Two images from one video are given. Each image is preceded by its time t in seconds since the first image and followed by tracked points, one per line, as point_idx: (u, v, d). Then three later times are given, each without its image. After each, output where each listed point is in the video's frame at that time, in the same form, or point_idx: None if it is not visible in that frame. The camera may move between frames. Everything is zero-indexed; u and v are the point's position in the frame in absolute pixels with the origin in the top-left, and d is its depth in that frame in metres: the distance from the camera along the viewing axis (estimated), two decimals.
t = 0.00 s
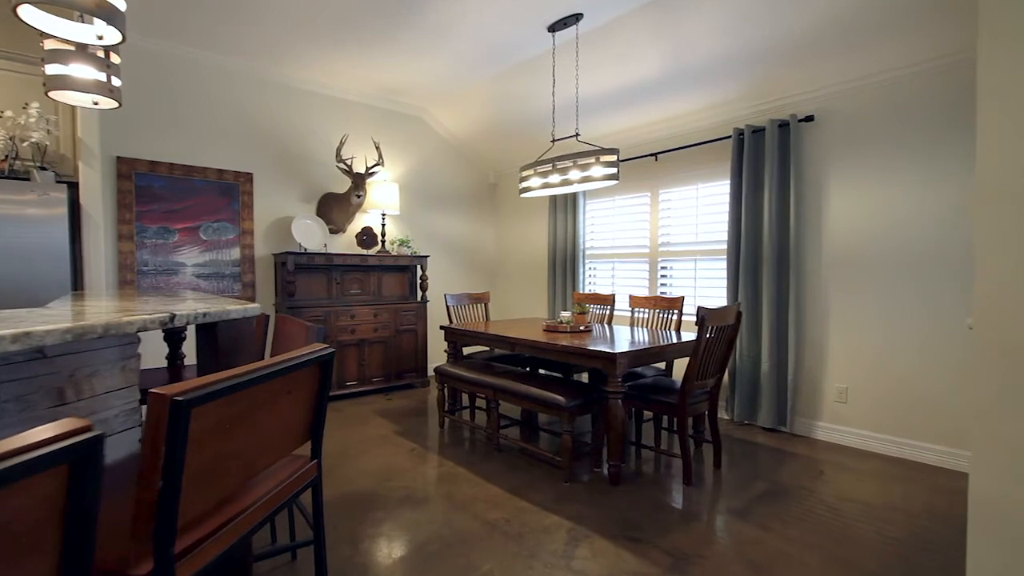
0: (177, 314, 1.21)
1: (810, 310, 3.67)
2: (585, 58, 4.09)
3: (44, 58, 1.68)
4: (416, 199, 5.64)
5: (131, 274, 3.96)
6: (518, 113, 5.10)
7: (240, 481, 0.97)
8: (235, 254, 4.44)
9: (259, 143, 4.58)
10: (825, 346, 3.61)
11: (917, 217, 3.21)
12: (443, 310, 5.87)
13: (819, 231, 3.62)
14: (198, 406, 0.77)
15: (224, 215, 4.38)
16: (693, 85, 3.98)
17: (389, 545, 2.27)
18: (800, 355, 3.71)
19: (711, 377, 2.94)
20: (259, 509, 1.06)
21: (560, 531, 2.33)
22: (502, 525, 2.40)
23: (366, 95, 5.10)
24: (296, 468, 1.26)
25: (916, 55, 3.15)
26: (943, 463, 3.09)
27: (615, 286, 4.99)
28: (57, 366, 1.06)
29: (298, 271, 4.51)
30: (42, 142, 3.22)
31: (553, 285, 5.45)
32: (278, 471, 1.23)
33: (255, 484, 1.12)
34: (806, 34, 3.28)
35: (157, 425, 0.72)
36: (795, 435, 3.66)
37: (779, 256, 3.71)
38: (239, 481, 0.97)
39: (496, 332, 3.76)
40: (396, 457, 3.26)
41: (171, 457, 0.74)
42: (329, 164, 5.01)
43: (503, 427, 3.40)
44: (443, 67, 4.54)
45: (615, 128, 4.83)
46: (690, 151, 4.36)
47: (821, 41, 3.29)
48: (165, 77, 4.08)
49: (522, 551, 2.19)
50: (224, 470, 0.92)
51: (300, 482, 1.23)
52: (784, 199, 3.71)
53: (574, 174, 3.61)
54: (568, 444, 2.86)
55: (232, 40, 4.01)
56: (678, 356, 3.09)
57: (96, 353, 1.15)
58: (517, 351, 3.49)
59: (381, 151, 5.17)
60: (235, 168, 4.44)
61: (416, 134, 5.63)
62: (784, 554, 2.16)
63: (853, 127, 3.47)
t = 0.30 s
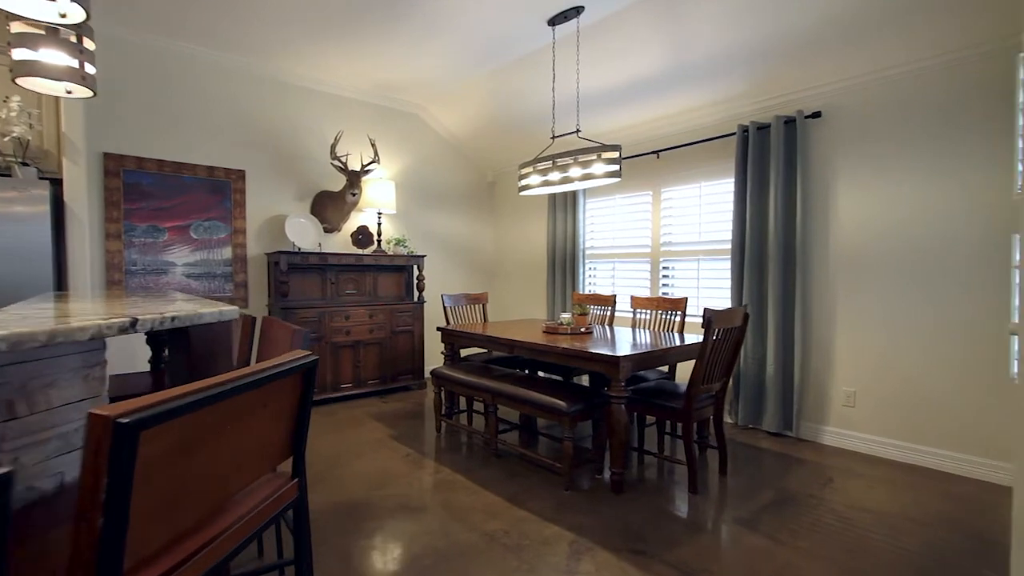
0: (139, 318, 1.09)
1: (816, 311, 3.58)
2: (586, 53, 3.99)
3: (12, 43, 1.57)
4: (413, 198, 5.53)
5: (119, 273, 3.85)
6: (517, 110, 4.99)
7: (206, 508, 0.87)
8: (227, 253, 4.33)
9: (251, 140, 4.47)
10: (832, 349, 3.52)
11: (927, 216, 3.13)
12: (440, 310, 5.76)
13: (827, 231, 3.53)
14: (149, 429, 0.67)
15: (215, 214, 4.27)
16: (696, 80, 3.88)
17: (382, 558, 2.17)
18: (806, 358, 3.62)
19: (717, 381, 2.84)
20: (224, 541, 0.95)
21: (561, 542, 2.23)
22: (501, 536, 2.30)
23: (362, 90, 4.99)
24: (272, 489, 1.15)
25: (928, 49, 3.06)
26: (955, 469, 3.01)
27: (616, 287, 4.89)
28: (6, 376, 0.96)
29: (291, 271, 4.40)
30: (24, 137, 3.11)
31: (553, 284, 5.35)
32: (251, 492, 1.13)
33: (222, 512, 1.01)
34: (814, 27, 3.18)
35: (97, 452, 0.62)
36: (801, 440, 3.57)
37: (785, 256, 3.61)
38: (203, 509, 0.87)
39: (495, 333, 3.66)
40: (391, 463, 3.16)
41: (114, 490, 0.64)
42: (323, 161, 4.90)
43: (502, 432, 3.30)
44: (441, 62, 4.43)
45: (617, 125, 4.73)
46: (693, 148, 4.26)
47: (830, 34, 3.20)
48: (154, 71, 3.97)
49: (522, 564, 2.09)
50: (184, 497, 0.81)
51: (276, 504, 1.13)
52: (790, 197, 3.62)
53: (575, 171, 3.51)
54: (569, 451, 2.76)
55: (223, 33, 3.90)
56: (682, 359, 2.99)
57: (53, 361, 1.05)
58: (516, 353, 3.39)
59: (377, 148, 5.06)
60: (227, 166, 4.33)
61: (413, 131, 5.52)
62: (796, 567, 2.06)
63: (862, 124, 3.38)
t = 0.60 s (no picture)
0: (91, 324, 0.98)
1: (823, 313, 3.48)
2: (588, 46, 3.87)
3: None
4: (410, 196, 5.42)
5: (105, 272, 3.73)
6: (516, 106, 4.89)
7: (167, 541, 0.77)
8: (217, 252, 4.21)
9: (243, 135, 4.35)
10: (840, 351, 3.42)
11: (938, 215, 3.04)
12: (437, 311, 5.65)
13: (834, 230, 3.43)
14: (81, 462, 0.57)
15: (205, 211, 4.15)
16: (701, 75, 3.78)
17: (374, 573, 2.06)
18: (813, 361, 3.52)
19: (724, 386, 2.74)
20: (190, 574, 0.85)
21: (563, 556, 2.13)
22: (500, 550, 2.20)
23: (358, 85, 4.87)
24: (245, 514, 1.05)
25: (942, 43, 2.96)
26: (969, 477, 2.91)
27: (616, 287, 4.79)
28: None
29: (283, 271, 4.28)
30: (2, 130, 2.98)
31: (552, 284, 5.24)
32: (222, 518, 1.02)
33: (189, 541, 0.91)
34: (824, 19, 3.08)
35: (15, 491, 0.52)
36: (807, 446, 3.47)
37: (791, 256, 3.52)
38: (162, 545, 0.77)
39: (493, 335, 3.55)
40: (385, 469, 3.05)
41: (36, 534, 0.55)
42: (317, 158, 4.78)
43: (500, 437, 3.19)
44: (437, 56, 4.31)
45: (618, 121, 4.63)
46: (697, 145, 4.16)
47: (840, 27, 3.09)
48: (141, 63, 3.85)
49: None
50: (138, 533, 0.72)
51: (249, 531, 1.03)
52: (797, 195, 3.52)
53: (576, 168, 3.40)
54: (569, 458, 2.65)
55: (213, 25, 3.79)
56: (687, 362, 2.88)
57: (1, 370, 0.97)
58: (514, 356, 3.28)
59: (372, 144, 4.94)
60: (218, 162, 4.21)
61: (410, 127, 5.41)
62: None
63: (872, 120, 3.28)
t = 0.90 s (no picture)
0: (29, 328, 0.87)
1: (831, 313, 3.38)
2: (589, 39, 3.76)
3: None
4: (406, 194, 5.31)
5: (91, 271, 3.61)
6: (515, 102, 4.78)
7: None
8: (208, 251, 4.09)
9: (234, 130, 4.23)
10: (849, 353, 3.32)
11: (952, 212, 2.94)
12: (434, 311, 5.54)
13: (844, 229, 3.33)
14: None
15: (195, 208, 4.03)
16: (706, 69, 3.67)
17: None
18: (821, 363, 3.41)
19: (731, 391, 2.63)
20: None
21: (565, 570, 2.02)
22: (498, 563, 2.08)
23: (353, 80, 4.76)
24: (218, 539, 0.94)
25: (957, 35, 2.85)
26: (985, 484, 2.81)
27: (617, 287, 4.69)
28: None
29: (276, 270, 4.16)
30: None
31: (552, 284, 5.14)
32: (191, 543, 0.92)
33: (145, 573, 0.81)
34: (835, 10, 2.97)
35: None
36: (815, 450, 3.37)
37: (799, 256, 3.41)
38: None
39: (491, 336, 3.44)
40: (379, 476, 2.94)
41: None
42: (311, 154, 4.66)
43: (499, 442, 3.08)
44: (434, 50, 4.20)
45: (620, 117, 4.52)
46: (701, 141, 4.06)
47: (851, 19, 2.98)
48: (128, 56, 3.73)
49: None
50: None
51: (220, 558, 0.92)
52: (805, 192, 3.42)
53: (577, 164, 3.29)
54: (571, 465, 2.54)
55: (202, 17, 3.67)
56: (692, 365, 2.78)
57: None
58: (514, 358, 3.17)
59: (367, 141, 4.83)
60: (209, 158, 4.10)
61: (407, 123, 5.29)
62: None
63: (883, 115, 3.18)
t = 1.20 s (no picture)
0: None
1: (842, 314, 3.27)
2: (591, 32, 3.65)
3: None
4: (403, 192, 5.20)
5: (76, 270, 3.49)
6: (514, 97, 4.66)
7: None
8: (198, 249, 3.98)
9: (226, 126, 4.11)
10: (860, 355, 3.21)
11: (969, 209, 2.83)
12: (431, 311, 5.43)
13: (854, 226, 3.22)
14: None
15: (185, 206, 3.91)
16: (711, 63, 3.56)
17: None
18: (830, 364, 3.31)
19: (740, 395, 2.52)
20: None
21: None
22: None
23: (348, 75, 4.64)
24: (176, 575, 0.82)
25: (975, 24, 2.74)
26: (1004, 491, 2.70)
27: (619, 287, 4.58)
28: None
29: (268, 269, 4.04)
30: None
31: (552, 284, 5.03)
32: None
33: None
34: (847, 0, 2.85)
35: None
36: (825, 456, 3.26)
37: (808, 254, 3.31)
38: None
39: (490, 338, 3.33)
40: (373, 483, 2.82)
41: None
42: (305, 150, 4.55)
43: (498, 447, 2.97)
44: (431, 43, 4.08)
45: (622, 113, 4.41)
46: (705, 137, 3.95)
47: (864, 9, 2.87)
48: (114, 48, 3.61)
49: None
50: None
51: None
52: (814, 189, 3.31)
53: (578, 159, 3.18)
54: (574, 473, 2.42)
55: (190, 8, 3.55)
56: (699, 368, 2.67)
57: None
58: (513, 361, 3.06)
59: (362, 137, 4.71)
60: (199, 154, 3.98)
61: (403, 120, 5.17)
62: None
63: (895, 109, 3.07)
